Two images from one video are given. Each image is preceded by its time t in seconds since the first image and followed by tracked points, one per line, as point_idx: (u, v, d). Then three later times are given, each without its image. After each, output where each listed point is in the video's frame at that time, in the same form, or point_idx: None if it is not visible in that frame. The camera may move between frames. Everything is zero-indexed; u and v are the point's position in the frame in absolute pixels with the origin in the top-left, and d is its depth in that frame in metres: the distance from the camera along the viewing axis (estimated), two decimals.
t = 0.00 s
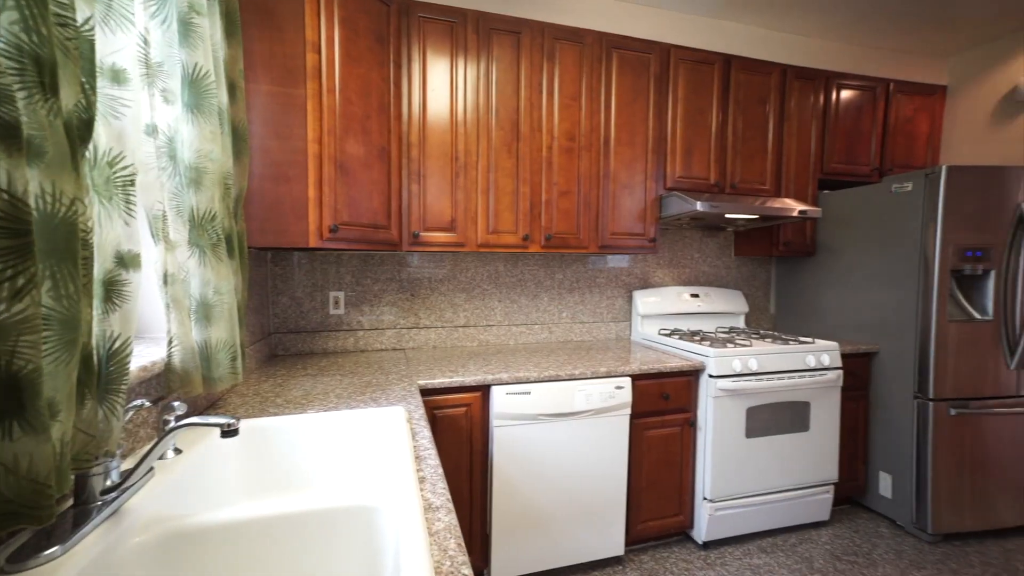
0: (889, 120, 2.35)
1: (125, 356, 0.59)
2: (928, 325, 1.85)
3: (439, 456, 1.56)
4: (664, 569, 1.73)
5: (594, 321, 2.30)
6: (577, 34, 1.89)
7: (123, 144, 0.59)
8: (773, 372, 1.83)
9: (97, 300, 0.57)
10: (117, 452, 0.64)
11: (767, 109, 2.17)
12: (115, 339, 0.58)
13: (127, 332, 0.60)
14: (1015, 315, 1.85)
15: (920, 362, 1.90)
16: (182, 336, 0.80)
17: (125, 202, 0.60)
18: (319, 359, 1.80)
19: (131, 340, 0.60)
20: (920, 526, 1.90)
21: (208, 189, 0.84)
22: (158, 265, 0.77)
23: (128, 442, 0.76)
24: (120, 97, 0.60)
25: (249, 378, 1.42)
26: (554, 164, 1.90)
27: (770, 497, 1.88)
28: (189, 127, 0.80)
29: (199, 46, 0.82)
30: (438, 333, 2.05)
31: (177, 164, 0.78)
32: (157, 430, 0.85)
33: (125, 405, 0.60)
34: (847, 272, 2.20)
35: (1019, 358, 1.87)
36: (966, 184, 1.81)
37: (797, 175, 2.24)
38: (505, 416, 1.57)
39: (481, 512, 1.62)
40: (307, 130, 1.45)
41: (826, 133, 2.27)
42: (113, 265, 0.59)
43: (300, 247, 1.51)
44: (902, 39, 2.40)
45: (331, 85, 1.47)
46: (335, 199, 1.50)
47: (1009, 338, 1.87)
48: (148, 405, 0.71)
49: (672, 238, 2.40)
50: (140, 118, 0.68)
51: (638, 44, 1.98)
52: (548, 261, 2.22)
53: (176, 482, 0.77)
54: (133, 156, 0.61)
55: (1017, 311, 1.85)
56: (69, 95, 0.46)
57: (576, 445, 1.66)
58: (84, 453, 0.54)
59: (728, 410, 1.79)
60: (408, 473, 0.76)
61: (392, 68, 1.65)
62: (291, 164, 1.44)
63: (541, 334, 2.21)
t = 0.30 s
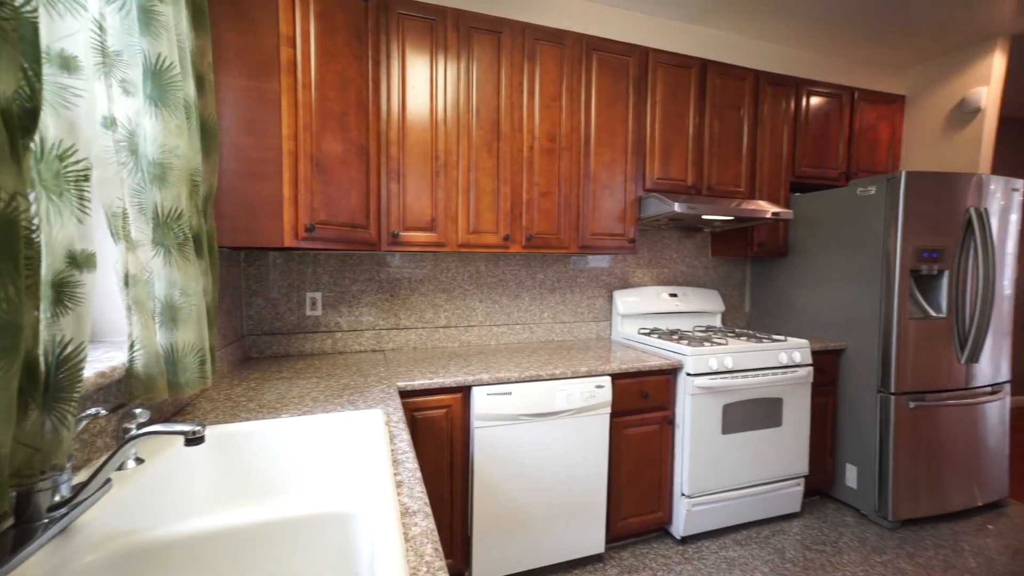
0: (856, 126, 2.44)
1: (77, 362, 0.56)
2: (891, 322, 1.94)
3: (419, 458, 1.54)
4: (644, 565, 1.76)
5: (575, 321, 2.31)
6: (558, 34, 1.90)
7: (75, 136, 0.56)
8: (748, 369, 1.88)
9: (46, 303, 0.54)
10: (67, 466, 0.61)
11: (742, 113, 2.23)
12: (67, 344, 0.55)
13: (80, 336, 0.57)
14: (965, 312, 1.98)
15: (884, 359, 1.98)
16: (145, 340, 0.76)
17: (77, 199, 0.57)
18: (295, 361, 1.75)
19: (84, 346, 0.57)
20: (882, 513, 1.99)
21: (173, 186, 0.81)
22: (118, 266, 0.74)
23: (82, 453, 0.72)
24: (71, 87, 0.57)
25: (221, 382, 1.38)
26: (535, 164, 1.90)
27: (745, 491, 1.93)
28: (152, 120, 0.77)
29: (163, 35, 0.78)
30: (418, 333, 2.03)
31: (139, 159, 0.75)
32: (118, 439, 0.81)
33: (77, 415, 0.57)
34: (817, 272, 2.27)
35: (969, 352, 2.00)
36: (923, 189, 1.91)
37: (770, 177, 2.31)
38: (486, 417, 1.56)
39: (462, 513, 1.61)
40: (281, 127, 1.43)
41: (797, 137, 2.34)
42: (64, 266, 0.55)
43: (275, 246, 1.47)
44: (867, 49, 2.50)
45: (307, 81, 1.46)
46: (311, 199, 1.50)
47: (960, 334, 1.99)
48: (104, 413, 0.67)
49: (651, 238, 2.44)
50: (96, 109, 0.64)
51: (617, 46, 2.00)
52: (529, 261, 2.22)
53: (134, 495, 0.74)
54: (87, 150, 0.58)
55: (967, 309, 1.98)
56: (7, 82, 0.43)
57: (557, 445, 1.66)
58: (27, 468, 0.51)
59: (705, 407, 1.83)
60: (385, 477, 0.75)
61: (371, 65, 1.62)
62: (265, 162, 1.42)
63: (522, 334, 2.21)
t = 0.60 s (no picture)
0: (823, 131, 2.53)
1: (17, 368, 0.53)
2: (855, 320, 2.03)
3: (396, 461, 1.52)
4: (622, 562, 1.77)
5: (554, 321, 2.32)
6: (536, 35, 1.90)
7: (14, 125, 0.52)
8: (722, 367, 1.93)
9: None
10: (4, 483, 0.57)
11: (716, 117, 2.28)
12: (6, 349, 0.52)
13: (21, 341, 0.53)
14: (921, 309, 2.09)
15: (848, 355, 2.07)
16: (100, 343, 0.72)
17: (16, 193, 0.53)
18: (267, 365, 1.70)
19: (26, 350, 0.54)
20: (846, 503, 2.07)
21: (131, 182, 0.77)
22: (69, 266, 0.69)
23: (25, 467, 0.67)
24: (10, 73, 0.52)
25: (188, 388, 1.32)
26: (514, 164, 1.90)
27: (719, 486, 1.97)
28: (107, 112, 0.73)
29: (118, 22, 0.74)
30: (396, 334, 2.00)
31: (92, 152, 0.71)
32: (68, 450, 0.77)
33: (17, 426, 0.54)
34: (786, 271, 2.34)
35: (924, 347, 2.10)
36: (883, 192, 2.00)
37: (743, 180, 2.37)
38: (465, 418, 1.55)
39: (441, 516, 1.59)
40: (252, 123, 1.39)
41: (768, 141, 2.41)
42: (2, 266, 0.51)
43: (246, 246, 1.43)
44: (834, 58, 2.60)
45: (278, 76, 1.43)
46: (284, 197, 1.46)
47: (916, 330, 2.09)
48: (47, 424, 0.63)
49: (629, 239, 2.47)
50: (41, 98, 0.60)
51: (595, 48, 2.02)
52: (508, 261, 2.21)
53: (88, 508, 0.70)
54: (26, 140, 0.54)
55: (923, 306, 2.09)
56: None
57: (536, 445, 1.66)
58: None
59: (681, 404, 1.86)
60: (359, 482, 0.73)
61: (346, 61, 1.58)
62: (235, 158, 1.38)
63: (502, 334, 2.21)
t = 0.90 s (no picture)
0: (790, 136, 2.62)
1: None
2: (820, 318, 2.11)
3: (371, 464, 1.49)
4: (599, 560, 1.79)
5: (532, 321, 2.32)
6: (514, 35, 1.90)
7: None
8: (695, 366, 1.97)
9: None
10: None
11: (689, 120, 2.33)
12: None
13: None
14: (880, 307, 2.19)
15: (814, 352, 2.14)
16: (46, 347, 0.68)
17: None
18: (236, 368, 1.64)
19: None
20: (812, 494, 2.15)
21: (84, 177, 0.73)
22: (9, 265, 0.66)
23: None
24: None
25: (149, 393, 1.26)
26: (491, 164, 1.89)
27: (693, 481, 2.02)
28: (53, 101, 0.68)
29: (64, 5, 0.69)
30: (372, 336, 1.97)
31: (36, 144, 0.67)
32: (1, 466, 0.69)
33: None
34: (756, 272, 2.41)
35: (883, 344, 2.21)
36: (845, 196, 2.09)
37: (715, 182, 2.43)
38: (442, 420, 1.53)
39: (417, 519, 1.57)
40: (218, 117, 1.35)
41: (739, 145, 2.48)
42: None
43: (213, 245, 1.38)
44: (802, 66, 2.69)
45: (247, 70, 1.39)
46: (254, 195, 1.42)
47: (875, 327, 2.19)
48: None
49: (606, 239, 2.49)
50: None
51: (572, 50, 2.03)
52: (486, 261, 2.21)
53: (35, 523, 0.66)
54: None
55: (882, 305, 2.19)
56: None
57: (514, 445, 1.66)
58: None
59: (656, 402, 1.89)
60: (329, 488, 0.71)
61: (319, 56, 1.54)
62: (200, 154, 1.32)
63: (480, 335, 2.20)
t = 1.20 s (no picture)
0: (759, 140, 2.71)
1: None
2: (788, 316, 2.18)
3: (345, 469, 1.46)
4: (576, 558, 1.81)
5: (509, 321, 2.32)
6: (490, 35, 1.90)
7: None
8: (669, 364, 2.01)
9: None
10: None
11: (663, 123, 2.38)
12: None
13: None
14: (842, 305, 2.28)
15: (782, 349, 2.22)
16: None
17: None
18: (203, 371, 1.58)
19: None
20: (779, 487, 2.23)
21: (28, 170, 0.69)
22: None
23: None
24: None
25: (108, 400, 1.20)
26: (468, 164, 1.88)
27: (667, 477, 2.06)
28: None
29: None
30: (347, 337, 1.93)
31: None
32: None
33: None
34: (727, 271, 2.48)
35: (845, 341, 2.30)
36: (811, 199, 2.17)
37: (689, 184, 2.48)
38: (418, 421, 1.52)
39: (393, 523, 1.55)
40: (182, 111, 1.29)
41: (711, 148, 2.54)
42: None
43: (177, 244, 1.32)
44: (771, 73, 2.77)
45: (213, 62, 1.34)
46: (221, 192, 1.38)
47: (838, 325, 2.29)
48: None
49: (582, 240, 2.52)
50: None
51: (549, 52, 2.04)
52: (463, 261, 2.19)
53: None
54: None
55: (844, 303, 2.29)
56: None
57: (491, 445, 1.65)
58: None
59: (632, 401, 1.92)
60: (299, 494, 0.69)
61: (290, 51, 1.50)
62: (161, 149, 1.25)
63: (457, 335, 2.18)
